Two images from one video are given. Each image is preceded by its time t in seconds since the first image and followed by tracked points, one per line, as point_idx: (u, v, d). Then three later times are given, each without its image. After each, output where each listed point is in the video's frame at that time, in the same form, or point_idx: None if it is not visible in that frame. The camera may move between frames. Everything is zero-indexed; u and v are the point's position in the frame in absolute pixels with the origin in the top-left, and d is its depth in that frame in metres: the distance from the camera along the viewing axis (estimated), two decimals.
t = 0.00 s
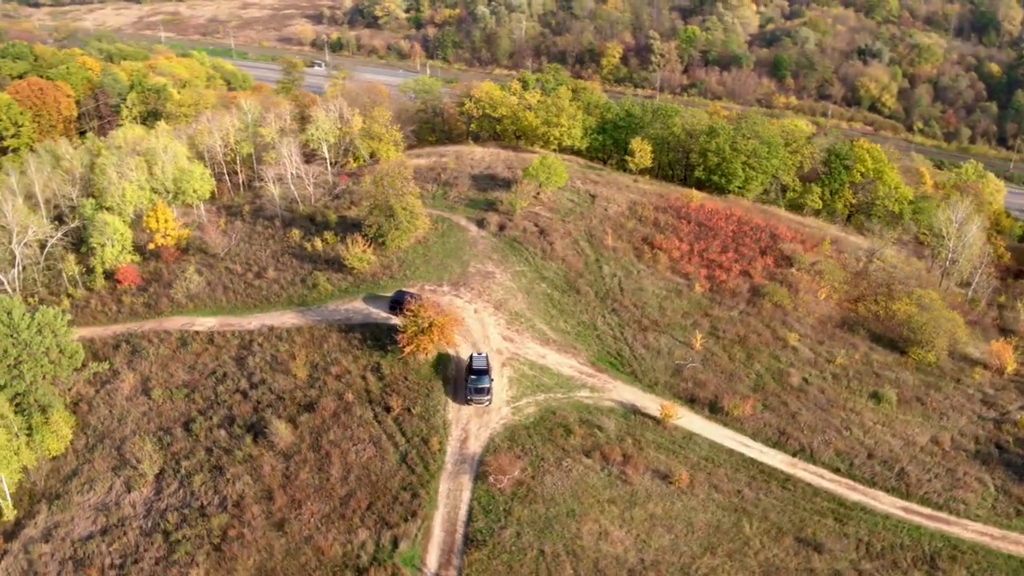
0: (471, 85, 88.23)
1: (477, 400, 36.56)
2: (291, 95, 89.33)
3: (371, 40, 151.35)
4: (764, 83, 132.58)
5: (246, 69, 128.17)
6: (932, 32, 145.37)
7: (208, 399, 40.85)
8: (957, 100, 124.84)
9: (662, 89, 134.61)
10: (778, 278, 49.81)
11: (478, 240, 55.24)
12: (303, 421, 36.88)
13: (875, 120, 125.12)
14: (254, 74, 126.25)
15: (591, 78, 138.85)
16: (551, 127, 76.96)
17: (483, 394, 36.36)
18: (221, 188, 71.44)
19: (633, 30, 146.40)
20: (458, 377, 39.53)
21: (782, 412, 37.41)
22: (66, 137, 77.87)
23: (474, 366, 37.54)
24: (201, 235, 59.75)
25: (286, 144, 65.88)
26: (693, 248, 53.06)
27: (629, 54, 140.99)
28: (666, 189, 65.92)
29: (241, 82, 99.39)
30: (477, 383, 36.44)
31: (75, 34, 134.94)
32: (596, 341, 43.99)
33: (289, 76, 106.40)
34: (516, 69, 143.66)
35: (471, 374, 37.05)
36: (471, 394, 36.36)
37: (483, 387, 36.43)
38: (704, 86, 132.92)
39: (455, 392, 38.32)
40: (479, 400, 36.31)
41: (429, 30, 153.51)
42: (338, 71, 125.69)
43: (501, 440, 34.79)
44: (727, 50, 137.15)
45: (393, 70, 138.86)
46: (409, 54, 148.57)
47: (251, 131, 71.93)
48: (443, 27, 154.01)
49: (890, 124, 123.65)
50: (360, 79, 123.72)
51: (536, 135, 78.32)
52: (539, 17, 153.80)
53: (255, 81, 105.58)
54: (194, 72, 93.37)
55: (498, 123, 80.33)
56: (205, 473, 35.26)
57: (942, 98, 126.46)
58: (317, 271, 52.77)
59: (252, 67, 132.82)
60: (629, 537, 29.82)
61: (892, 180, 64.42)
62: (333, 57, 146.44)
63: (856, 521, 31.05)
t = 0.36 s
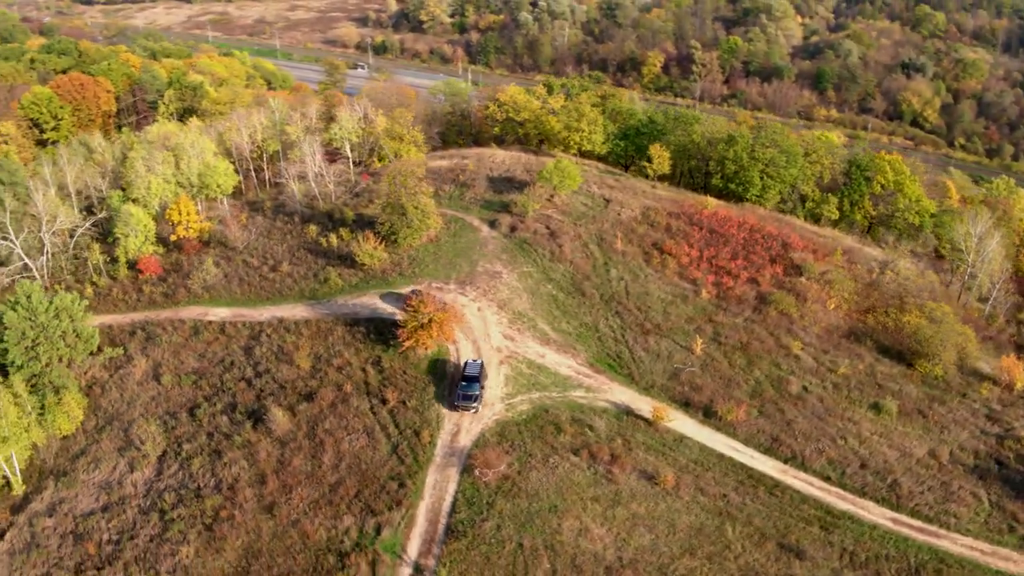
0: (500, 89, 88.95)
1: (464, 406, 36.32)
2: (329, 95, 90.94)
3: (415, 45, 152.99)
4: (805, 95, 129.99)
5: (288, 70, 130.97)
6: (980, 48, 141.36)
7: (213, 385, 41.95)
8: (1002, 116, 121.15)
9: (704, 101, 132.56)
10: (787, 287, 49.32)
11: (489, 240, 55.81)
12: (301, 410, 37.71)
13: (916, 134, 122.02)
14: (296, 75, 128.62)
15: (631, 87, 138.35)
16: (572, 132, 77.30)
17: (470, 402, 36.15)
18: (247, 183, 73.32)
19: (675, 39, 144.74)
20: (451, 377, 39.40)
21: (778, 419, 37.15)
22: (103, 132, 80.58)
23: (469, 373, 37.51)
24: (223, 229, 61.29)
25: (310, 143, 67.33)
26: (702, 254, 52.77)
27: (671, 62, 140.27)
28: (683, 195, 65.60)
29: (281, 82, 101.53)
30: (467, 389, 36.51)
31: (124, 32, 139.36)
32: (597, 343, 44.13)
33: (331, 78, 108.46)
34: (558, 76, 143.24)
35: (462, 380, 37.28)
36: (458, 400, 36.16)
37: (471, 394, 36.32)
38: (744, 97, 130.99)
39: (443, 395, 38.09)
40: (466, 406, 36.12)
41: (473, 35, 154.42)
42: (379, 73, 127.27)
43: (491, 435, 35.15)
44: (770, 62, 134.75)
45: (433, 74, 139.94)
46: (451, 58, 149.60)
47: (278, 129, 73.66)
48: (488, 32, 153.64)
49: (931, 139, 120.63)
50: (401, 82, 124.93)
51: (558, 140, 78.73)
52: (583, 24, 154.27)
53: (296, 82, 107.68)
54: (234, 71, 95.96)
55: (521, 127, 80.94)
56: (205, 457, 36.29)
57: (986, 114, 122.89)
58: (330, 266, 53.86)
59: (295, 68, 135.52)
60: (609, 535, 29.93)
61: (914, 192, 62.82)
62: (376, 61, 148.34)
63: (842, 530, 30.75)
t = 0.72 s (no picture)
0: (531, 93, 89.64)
1: (453, 411, 36.14)
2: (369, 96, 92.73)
3: (462, 49, 154.12)
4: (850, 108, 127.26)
5: (334, 72, 133.86)
6: None
7: (224, 371, 43.35)
8: None
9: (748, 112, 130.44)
10: (798, 296, 48.83)
11: (503, 240, 56.43)
12: (304, 398, 38.81)
13: (961, 150, 118.81)
14: (342, 76, 130.65)
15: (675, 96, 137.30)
16: (597, 137, 77.55)
17: (460, 407, 35.97)
18: (276, 179, 75.16)
19: (721, 49, 142.84)
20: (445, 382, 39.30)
21: (775, 425, 37.00)
22: (143, 128, 83.51)
23: (463, 379, 37.42)
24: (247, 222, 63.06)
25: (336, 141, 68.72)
26: (715, 261, 52.48)
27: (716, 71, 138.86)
28: (702, 202, 65.29)
29: (324, 82, 103.91)
30: (458, 393, 36.42)
31: (174, 30, 143.85)
32: (602, 344, 44.36)
33: (376, 79, 110.40)
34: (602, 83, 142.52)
35: (455, 385, 37.21)
36: (448, 404, 36.03)
37: (461, 399, 36.16)
38: (789, 109, 128.59)
39: (434, 399, 37.98)
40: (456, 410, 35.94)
41: (519, 41, 154.63)
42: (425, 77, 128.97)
43: (485, 429, 35.67)
44: (815, 74, 132.25)
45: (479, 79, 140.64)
46: (497, 63, 149.39)
47: (308, 126, 75.31)
48: (534, 39, 154.00)
49: (977, 157, 117.63)
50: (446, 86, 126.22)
51: (582, 145, 78.95)
52: (629, 33, 151.99)
53: (340, 82, 109.73)
54: (276, 71, 98.47)
55: (546, 130, 81.31)
56: (210, 439, 37.62)
57: None
58: (347, 262, 55.06)
59: (342, 70, 138.00)
60: (594, 530, 30.23)
61: (938, 206, 61.76)
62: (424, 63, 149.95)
63: (830, 538, 30.66)
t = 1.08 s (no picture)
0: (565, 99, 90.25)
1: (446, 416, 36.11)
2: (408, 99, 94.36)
3: (512, 56, 154.39)
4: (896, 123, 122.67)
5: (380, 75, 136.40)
6: None
7: (239, 359, 44.95)
8: None
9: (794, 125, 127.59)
10: (810, 306, 48.42)
11: (520, 242, 57.11)
12: (311, 388, 40.07)
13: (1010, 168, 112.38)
14: (388, 80, 132.67)
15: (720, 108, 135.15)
16: (622, 144, 77.81)
17: (452, 413, 35.88)
18: (308, 177, 77.12)
19: (770, 61, 140.39)
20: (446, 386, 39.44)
21: (774, 433, 36.96)
22: (186, 123, 86.21)
23: (458, 384, 37.32)
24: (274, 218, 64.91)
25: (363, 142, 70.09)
26: (729, 269, 52.31)
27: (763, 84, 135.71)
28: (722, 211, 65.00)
29: (368, 85, 106.03)
30: (451, 399, 36.37)
31: (227, 31, 148.32)
32: (608, 346, 44.73)
33: (422, 83, 112.13)
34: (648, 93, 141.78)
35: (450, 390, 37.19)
36: (441, 408, 35.97)
37: (453, 405, 36.08)
38: (834, 124, 125.55)
39: (432, 403, 38.21)
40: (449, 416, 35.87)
41: (567, 49, 155.13)
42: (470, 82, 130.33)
43: (483, 425, 36.32)
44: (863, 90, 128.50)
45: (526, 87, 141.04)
46: (545, 71, 149.94)
47: (340, 126, 77.08)
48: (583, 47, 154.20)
49: None
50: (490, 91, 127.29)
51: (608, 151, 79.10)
52: (677, 44, 152.11)
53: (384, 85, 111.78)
54: (320, 73, 101.13)
55: (573, 136, 81.60)
56: (219, 424, 39.13)
57: None
58: (366, 259, 56.41)
59: (390, 74, 140.39)
60: (581, 526, 30.67)
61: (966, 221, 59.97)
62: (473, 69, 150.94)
63: (818, 546, 30.71)
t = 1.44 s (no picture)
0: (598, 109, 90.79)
1: (439, 423, 36.28)
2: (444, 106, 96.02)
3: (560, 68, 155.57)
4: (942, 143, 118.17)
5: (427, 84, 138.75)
6: None
7: (257, 352, 46.70)
8: None
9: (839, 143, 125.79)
10: (824, 320, 48.09)
11: (537, 249, 57.88)
12: (321, 382, 41.48)
13: None
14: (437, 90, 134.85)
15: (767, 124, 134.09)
16: (649, 155, 77.98)
17: (445, 420, 36.04)
18: (341, 181, 79.25)
19: (817, 79, 137.97)
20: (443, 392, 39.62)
21: (774, 443, 37.12)
22: (229, 125, 89.42)
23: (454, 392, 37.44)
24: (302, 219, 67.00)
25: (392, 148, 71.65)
26: (744, 279, 52.12)
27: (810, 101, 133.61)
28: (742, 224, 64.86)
29: (412, 93, 107.80)
30: (446, 406, 36.50)
31: (280, 37, 152.71)
32: (615, 352, 45.25)
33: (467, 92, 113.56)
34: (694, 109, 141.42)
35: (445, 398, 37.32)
36: (435, 415, 36.19)
37: (447, 412, 36.23)
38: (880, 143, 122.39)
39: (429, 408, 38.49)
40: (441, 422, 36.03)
41: (616, 62, 155.59)
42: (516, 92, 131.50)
43: (483, 424, 37.13)
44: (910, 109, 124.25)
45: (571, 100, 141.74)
46: (593, 83, 151.36)
47: (372, 132, 78.93)
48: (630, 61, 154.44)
49: None
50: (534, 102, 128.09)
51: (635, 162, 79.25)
52: (726, 59, 150.38)
53: (428, 92, 113.45)
54: (364, 80, 103.67)
55: (601, 146, 81.87)
56: (231, 413, 40.81)
57: None
58: (386, 261, 57.89)
59: (439, 83, 142.35)
60: (571, 525, 31.27)
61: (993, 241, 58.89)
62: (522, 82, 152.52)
63: (807, 556, 30.92)
